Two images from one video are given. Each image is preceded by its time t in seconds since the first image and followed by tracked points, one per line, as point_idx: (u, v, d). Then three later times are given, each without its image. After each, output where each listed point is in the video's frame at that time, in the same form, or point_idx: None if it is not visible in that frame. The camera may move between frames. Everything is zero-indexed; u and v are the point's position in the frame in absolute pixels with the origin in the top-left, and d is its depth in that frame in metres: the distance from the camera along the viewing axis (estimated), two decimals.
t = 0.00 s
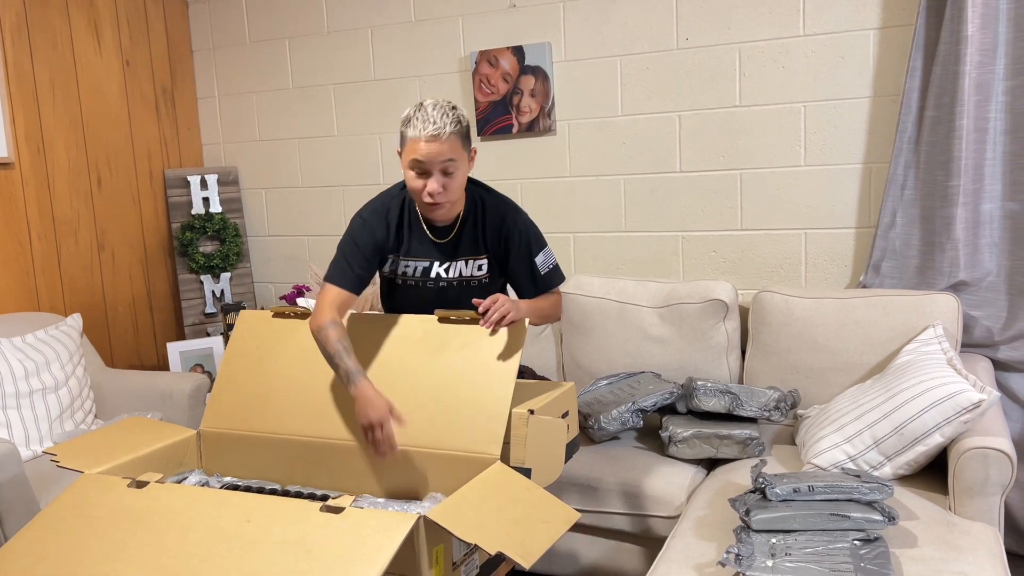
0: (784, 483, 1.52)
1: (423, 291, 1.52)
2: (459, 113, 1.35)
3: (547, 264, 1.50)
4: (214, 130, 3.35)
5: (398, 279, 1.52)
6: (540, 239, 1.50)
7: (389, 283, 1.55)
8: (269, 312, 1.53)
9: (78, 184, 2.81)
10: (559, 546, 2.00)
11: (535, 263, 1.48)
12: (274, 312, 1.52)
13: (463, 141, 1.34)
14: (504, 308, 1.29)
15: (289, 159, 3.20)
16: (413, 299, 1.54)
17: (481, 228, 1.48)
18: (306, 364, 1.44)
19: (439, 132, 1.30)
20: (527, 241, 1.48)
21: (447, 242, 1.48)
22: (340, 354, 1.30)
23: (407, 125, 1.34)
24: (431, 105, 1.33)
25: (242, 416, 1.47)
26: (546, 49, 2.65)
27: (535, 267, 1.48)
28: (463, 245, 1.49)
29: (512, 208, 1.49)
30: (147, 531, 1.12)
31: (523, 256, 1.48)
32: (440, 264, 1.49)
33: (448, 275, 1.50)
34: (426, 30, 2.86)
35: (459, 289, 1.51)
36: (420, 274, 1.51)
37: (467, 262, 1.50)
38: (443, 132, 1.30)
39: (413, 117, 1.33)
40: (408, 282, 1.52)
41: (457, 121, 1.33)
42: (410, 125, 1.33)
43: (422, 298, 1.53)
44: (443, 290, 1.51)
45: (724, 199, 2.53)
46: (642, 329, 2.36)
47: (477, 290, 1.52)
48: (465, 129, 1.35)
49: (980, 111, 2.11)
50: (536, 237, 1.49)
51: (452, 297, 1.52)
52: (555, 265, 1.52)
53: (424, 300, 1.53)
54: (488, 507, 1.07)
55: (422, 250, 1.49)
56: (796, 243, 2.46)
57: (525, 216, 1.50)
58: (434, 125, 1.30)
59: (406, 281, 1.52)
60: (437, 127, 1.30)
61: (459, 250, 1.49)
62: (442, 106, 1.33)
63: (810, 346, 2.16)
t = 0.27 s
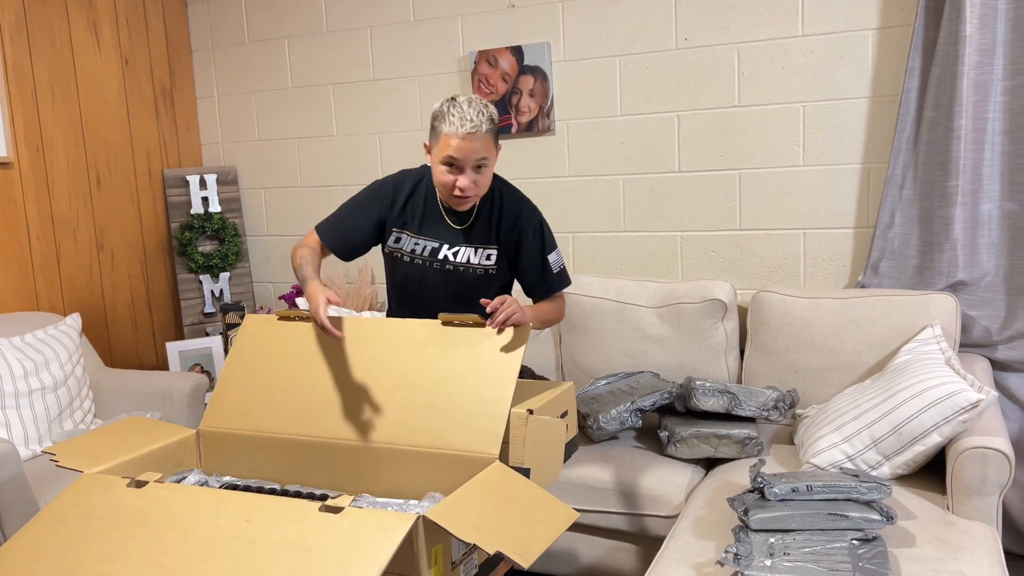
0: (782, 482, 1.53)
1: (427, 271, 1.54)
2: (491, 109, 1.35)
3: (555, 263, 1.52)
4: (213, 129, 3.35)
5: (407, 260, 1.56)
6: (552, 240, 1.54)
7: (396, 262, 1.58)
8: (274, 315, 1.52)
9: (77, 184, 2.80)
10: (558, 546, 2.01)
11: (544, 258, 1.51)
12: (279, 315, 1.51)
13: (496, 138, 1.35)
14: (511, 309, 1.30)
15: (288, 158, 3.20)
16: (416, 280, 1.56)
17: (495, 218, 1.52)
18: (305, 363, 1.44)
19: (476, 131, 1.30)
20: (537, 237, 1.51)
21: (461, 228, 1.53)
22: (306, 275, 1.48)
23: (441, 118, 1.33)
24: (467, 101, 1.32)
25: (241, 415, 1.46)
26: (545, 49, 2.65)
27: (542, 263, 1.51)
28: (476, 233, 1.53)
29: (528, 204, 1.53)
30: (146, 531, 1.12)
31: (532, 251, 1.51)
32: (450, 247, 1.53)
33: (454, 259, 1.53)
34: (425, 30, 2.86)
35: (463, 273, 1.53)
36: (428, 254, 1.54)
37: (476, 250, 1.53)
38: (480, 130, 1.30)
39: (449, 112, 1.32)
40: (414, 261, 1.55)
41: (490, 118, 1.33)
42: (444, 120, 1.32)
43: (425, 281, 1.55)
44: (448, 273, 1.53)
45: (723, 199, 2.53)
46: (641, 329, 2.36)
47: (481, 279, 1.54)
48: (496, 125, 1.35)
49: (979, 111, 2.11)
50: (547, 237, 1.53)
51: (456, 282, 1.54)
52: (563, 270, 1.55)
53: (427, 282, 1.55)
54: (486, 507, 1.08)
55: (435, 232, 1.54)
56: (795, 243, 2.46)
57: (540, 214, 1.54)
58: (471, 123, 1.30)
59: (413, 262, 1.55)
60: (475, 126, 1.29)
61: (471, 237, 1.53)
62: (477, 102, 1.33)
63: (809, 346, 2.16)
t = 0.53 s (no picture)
0: (781, 483, 1.53)
1: (428, 254, 1.55)
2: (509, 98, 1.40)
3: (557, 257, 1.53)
4: (213, 129, 3.35)
5: (409, 241, 1.57)
6: (553, 235, 1.55)
7: (399, 244, 1.59)
8: (269, 313, 1.53)
9: (77, 183, 2.81)
10: (557, 546, 2.01)
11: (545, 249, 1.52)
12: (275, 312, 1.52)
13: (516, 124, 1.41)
14: (508, 306, 1.30)
15: (288, 158, 3.20)
16: (417, 262, 1.56)
17: (499, 206, 1.53)
18: (304, 363, 1.44)
19: (506, 117, 1.36)
20: (539, 228, 1.53)
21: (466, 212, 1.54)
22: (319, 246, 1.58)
23: (468, 107, 1.36)
24: (491, 89, 1.37)
25: (240, 415, 1.46)
26: (545, 49, 2.66)
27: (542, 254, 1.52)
28: (480, 218, 1.54)
29: (533, 197, 1.55)
30: (145, 531, 1.12)
31: (534, 240, 1.52)
32: (452, 231, 1.54)
33: (456, 243, 1.53)
34: (425, 30, 2.86)
35: (462, 258, 1.53)
36: (431, 236, 1.55)
37: (478, 235, 1.53)
38: (510, 117, 1.36)
39: (477, 100, 1.35)
40: (417, 242, 1.56)
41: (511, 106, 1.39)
42: (472, 107, 1.36)
43: (425, 262, 1.56)
44: (448, 257, 1.54)
45: (722, 199, 2.53)
46: (641, 329, 2.36)
47: (481, 265, 1.53)
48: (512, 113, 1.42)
49: (978, 112, 2.11)
50: (549, 231, 1.54)
51: (455, 266, 1.54)
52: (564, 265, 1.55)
53: (427, 265, 1.56)
54: (486, 507, 1.08)
55: (439, 216, 1.55)
56: (794, 243, 2.46)
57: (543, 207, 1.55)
58: (500, 110, 1.35)
59: (416, 243, 1.56)
60: (506, 113, 1.35)
61: (473, 223, 1.54)
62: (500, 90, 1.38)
63: (808, 347, 2.16)
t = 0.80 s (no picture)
0: (781, 484, 1.53)
1: (424, 244, 1.68)
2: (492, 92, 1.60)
3: (541, 237, 1.72)
4: (213, 130, 3.36)
5: (404, 235, 1.70)
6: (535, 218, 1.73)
7: (392, 240, 1.72)
8: (258, 309, 1.52)
9: (77, 184, 2.81)
10: (557, 547, 2.01)
11: (531, 233, 1.70)
12: (263, 308, 1.52)
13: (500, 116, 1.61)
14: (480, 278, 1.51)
15: (288, 160, 3.20)
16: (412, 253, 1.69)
17: (485, 197, 1.71)
18: (302, 363, 1.44)
19: (492, 108, 1.55)
20: (522, 213, 1.71)
21: (455, 203, 1.70)
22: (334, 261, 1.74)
23: (458, 98, 1.56)
24: (477, 83, 1.56)
25: (240, 415, 1.46)
26: (545, 51, 2.66)
27: (529, 236, 1.70)
28: (469, 209, 1.69)
29: (515, 187, 1.73)
30: (145, 531, 1.12)
31: (520, 225, 1.70)
32: (444, 221, 1.68)
33: (450, 232, 1.68)
34: (425, 32, 2.87)
35: (458, 244, 1.67)
36: (424, 228, 1.69)
37: (469, 222, 1.69)
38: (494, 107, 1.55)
39: (465, 91, 1.55)
40: (411, 235, 1.69)
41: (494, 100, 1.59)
42: (462, 99, 1.55)
43: (420, 253, 1.69)
44: (442, 245, 1.68)
45: (722, 201, 2.53)
46: (641, 330, 2.36)
47: (475, 251, 1.68)
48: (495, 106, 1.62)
49: (978, 114, 2.11)
50: (531, 215, 1.72)
51: (450, 254, 1.68)
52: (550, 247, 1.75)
53: (422, 255, 1.69)
54: (486, 508, 1.08)
55: (429, 208, 1.70)
56: (794, 245, 2.47)
57: (525, 193, 1.73)
58: (485, 101, 1.55)
59: (409, 235, 1.70)
60: (491, 104, 1.55)
61: (464, 213, 1.69)
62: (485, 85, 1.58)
63: (807, 348, 2.16)
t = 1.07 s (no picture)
0: (781, 486, 1.53)
1: (409, 239, 1.78)
2: (446, 83, 1.64)
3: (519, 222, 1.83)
4: (215, 132, 3.36)
5: (389, 233, 1.79)
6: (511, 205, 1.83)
7: (378, 239, 1.81)
8: (257, 309, 1.52)
9: (79, 185, 2.81)
10: (557, 549, 2.01)
11: (508, 220, 1.81)
12: (262, 308, 1.52)
13: (453, 107, 1.64)
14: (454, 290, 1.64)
15: (290, 161, 3.21)
16: (398, 249, 1.78)
17: (462, 189, 1.80)
18: (302, 364, 1.44)
19: (434, 99, 1.60)
20: (498, 201, 1.81)
21: (433, 199, 1.79)
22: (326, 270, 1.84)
23: (406, 93, 1.64)
24: (425, 77, 1.63)
25: (240, 417, 1.47)
26: (546, 53, 2.67)
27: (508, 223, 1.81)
28: (449, 203, 1.79)
29: (489, 178, 1.83)
30: (146, 532, 1.13)
31: (499, 213, 1.80)
32: (425, 216, 1.78)
33: (432, 225, 1.77)
34: (426, 34, 2.87)
35: (441, 236, 1.77)
36: (407, 224, 1.79)
37: (450, 214, 1.78)
38: (434, 98, 1.60)
39: (410, 86, 1.62)
40: (396, 232, 1.79)
41: (444, 90, 1.63)
42: (407, 93, 1.63)
43: (406, 247, 1.78)
44: (427, 239, 1.77)
45: (723, 203, 2.53)
46: (641, 332, 2.37)
47: (458, 240, 1.78)
48: (453, 96, 1.65)
49: (978, 117, 2.12)
50: (506, 202, 1.82)
51: (435, 245, 1.77)
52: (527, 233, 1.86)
53: (408, 249, 1.78)
54: (486, 509, 1.08)
55: (410, 205, 1.79)
56: (795, 248, 2.47)
57: (498, 182, 1.83)
58: (428, 93, 1.61)
59: (394, 233, 1.79)
60: (431, 95, 1.60)
61: (444, 207, 1.79)
62: (436, 78, 1.63)
63: (807, 350, 2.17)
